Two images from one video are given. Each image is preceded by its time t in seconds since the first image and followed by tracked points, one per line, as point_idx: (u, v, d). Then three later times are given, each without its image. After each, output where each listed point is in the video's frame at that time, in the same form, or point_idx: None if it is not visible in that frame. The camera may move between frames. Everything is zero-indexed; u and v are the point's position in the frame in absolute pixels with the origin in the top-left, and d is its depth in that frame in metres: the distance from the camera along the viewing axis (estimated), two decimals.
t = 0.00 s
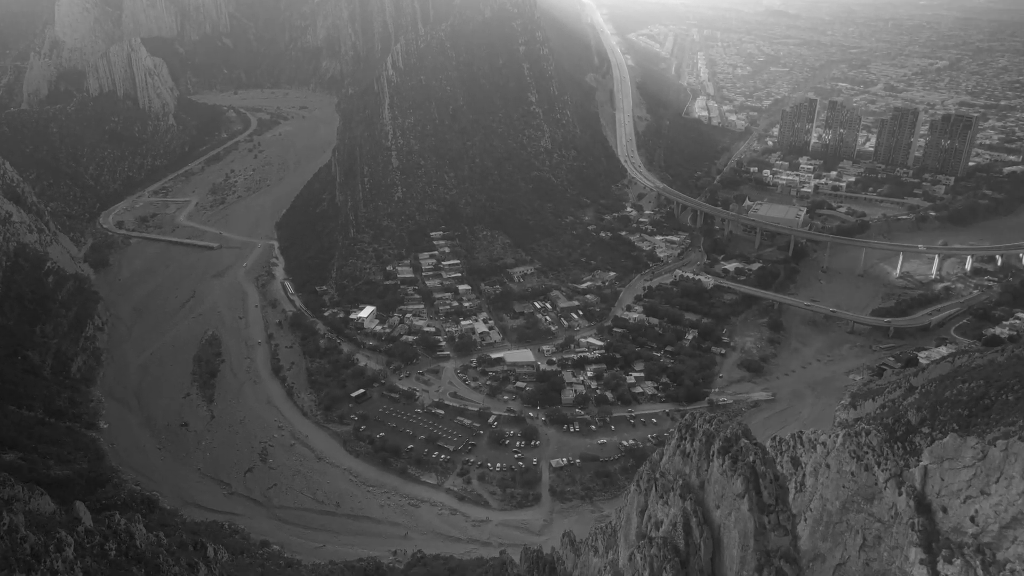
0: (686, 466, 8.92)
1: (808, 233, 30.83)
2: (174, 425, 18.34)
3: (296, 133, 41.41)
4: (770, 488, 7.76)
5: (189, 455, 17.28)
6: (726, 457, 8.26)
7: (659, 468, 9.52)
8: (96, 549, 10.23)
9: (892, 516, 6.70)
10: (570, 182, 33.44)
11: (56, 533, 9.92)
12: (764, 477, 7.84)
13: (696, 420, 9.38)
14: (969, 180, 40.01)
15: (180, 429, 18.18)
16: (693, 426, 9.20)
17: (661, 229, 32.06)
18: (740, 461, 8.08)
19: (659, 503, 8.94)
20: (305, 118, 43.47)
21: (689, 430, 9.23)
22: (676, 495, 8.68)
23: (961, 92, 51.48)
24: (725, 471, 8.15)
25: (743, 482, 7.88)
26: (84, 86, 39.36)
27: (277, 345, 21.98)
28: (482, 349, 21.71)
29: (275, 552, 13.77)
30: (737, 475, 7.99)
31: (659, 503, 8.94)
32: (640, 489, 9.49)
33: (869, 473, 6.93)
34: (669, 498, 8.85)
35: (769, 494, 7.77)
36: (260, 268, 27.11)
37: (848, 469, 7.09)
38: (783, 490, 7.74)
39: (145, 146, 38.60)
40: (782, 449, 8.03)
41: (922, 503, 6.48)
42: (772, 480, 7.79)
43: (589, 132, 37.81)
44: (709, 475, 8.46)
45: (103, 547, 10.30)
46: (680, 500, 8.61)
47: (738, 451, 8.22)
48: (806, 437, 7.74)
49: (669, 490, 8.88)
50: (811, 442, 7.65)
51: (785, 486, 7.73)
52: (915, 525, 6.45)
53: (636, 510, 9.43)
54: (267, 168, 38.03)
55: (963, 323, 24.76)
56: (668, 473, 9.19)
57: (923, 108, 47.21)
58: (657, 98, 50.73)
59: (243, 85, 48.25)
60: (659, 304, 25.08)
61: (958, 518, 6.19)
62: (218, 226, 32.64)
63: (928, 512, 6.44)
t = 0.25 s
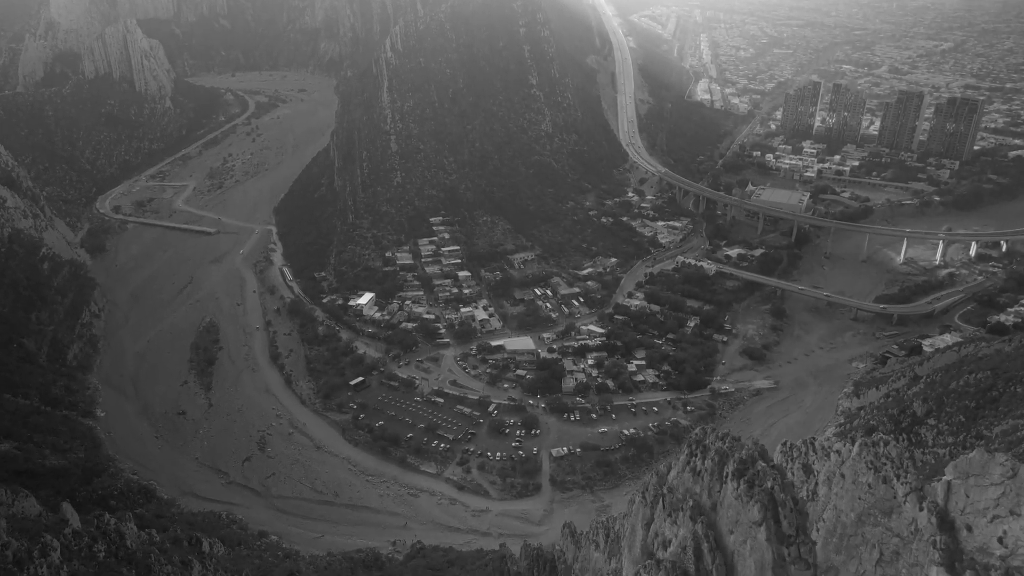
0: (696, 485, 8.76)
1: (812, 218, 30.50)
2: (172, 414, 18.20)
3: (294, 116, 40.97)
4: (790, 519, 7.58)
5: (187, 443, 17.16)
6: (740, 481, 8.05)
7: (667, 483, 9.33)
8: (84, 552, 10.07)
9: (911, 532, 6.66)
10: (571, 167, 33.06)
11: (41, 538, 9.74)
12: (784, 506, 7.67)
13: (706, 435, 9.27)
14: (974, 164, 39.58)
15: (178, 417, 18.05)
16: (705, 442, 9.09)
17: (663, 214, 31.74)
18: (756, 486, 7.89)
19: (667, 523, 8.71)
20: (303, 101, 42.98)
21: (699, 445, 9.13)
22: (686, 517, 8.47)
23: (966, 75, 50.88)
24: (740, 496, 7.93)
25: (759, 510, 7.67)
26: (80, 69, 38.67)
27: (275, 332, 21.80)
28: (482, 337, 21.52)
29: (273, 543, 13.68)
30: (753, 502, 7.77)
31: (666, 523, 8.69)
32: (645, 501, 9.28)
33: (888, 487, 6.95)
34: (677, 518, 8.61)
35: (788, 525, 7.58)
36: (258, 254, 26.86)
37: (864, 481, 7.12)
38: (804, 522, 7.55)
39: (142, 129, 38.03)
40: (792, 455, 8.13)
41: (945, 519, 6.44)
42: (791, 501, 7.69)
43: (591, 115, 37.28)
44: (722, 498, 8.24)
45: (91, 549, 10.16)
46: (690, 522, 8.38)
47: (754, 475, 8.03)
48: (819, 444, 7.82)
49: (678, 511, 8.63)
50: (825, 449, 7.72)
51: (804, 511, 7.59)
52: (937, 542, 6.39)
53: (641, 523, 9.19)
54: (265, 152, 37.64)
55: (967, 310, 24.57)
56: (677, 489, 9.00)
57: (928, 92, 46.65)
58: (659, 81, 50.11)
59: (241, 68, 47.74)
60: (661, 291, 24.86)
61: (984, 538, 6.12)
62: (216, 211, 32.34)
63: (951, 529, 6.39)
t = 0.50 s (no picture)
0: (708, 509, 8.36)
1: (815, 204, 30.15)
2: (169, 402, 18.05)
3: (292, 100, 40.50)
4: (813, 556, 7.29)
5: (184, 432, 17.03)
6: (758, 512, 7.69)
7: (674, 501, 8.99)
8: (72, 555, 9.84)
9: (931, 550, 6.83)
10: (572, 152, 32.66)
11: (25, 541, 9.41)
12: (806, 542, 7.36)
13: (720, 455, 8.99)
14: (978, 149, 39.17)
15: (175, 406, 17.90)
16: (717, 464, 8.80)
17: (665, 199, 31.41)
18: (775, 519, 7.55)
19: (675, 545, 8.31)
20: (301, 85, 42.48)
21: (712, 466, 8.82)
22: (696, 540, 8.05)
23: (970, 58, 50.29)
24: (757, 527, 7.56)
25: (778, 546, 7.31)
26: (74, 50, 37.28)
27: (273, 319, 21.59)
28: (482, 325, 21.32)
29: (271, 534, 13.59)
30: (772, 536, 7.42)
31: (676, 545, 8.27)
32: (651, 516, 8.92)
33: (907, 502, 7.13)
34: (687, 541, 8.19)
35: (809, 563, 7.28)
36: (256, 241, 26.59)
37: (881, 494, 7.27)
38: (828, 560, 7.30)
39: (138, 113, 37.54)
40: (803, 465, 8.33)
41: (970, 540, 6.66)
42: (814, 537, 7.41)
43: (592, 100, 36.86)
44: (737, 527, 7.83)
45: (80, 551, 9.91)
46: (701, 548, 7.94)
47: (773, 507, 7.71)
48: (832, 454, 8.05)
49: (687, 534, 8.23)
50: (838, 459, 7.96)
51: (827, 544, 7.39)
52: (961, 562, 6.56)
53: (646, 538, 8.83)
54: (263, 136, 37.25)
55: (971, 298, 24.36)
56: (685, 510, 8.61)
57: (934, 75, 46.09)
58: (661, 63, 49.45)
59: (238, 50, 47.23)
60: (663, 278, 24.62)
61: (1008, 562, 6.37)
62: (213, 196, 32.01)
63: (976, 551, 6.60)
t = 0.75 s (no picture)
0: (722, 540, 8.05)
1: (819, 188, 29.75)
2: (166, 390, 17.89)
3: (290, 82, 39.98)
4: None
5: (181, 421, 16.88)
6: (780, 552, 7.34)
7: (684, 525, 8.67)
8: (58, 560, 9.46)
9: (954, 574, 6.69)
10: (573, 135, 32.25)
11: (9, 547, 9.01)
12: None
13: (735, 481, 8.65)
14: (984, 132, 38.67)
15: (172, 394, 17.74)
16: (733, 492, 8.45)
17: (667, 184, 31.05)
18: (800, 563, 7.19)
19: None
20: (299, 66, 41.91)
21: (726, 494, 8.49)
22: None
23: (977, 39, 49.56)
24: (780, 571, 7.24)
25: None
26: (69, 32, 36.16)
27: (271, 306, 21.37)
28: (482, 312, 21.11)
29: (269, 526, 13.48)
30: None
31: None
32: (659, 536, 8.82)
33: (930, 523, 7.09)
34: None
35: None
36: (254, 226, 26.30)
37: (903, 513, 7.37)
38: None
39: (135, 95, 37.05)
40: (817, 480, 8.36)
41: (998, 568, 6.35)
42: None
43: (594, 82, 36.37)
44: (756, 564, 7.52)
45: (66, 556, 9.55)
46: None
47: (797, 549, 7.30)
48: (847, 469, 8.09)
49: (702, 568, 7.90)
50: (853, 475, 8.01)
51: None
52: None
53: (653, 559, 8.69)
54: (261, 119, 36.81)
55: (976, 284, 24.10)
56: (696, 538, 8.33)
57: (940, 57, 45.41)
58: (664, 44, 48.76)
59: (235, 31, 46.67)
60: (665, 264, 24.36)
61: None
62: (211, 180, 31.68)
63: None
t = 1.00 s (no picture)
0: None
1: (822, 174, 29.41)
2: (163, 379, 17.73)
3: (288, 65, 39.49)
4: None
5: (178, 411, 16.74)
6: None
7: (694, 554, 8.27)
8: (43, 567, 9.35)
9: None
10: (574, 120, 31.86)
11: None
12: None
13: (751, 516, 8.22)
14: (990, 117, 38.24)
15: (169, 383, 17.58)
16: (751, 527, 8.00)
17: (669, 170, 30.72)
18: None
19: None
20: (297, 49, 41.40)
21: (742, 527, 8.05)
22: None
23: (983, 22, 48.93)
24: None
25: None
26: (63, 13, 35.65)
27: (269, 294, 21.16)
28: (482, 301, 20.89)
29: (266, 518, 13.36)
30: None
31: None
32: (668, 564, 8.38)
33: (956, 549, 6.78)
34: None
35: None
36: (251, 212, 26.01)
37: (925, 536, 7.01)
38: None
39: (131, 78, 36.58)
40: (831, 490, 8.08)
41: None
42: None
43: (596, 66, 35.92)
44: None
45: (52, 562, 9.43)
46: None
47: None
48: (866, 482, 7.93)
49: None
50: (873, 490, 7.85)
51: None
52: None
53: None
54: (258, 103, 36.38)
55: (981, 272, 23.88)
56: (708, 570, 7.90)
57: (945, 41, 44.86)
58: (667, 27, 48.13)
59: (233, 13, 46.05)
60: (667, 252, 24.11)
61: None
62: (208, 166, 31.32)
63: None
